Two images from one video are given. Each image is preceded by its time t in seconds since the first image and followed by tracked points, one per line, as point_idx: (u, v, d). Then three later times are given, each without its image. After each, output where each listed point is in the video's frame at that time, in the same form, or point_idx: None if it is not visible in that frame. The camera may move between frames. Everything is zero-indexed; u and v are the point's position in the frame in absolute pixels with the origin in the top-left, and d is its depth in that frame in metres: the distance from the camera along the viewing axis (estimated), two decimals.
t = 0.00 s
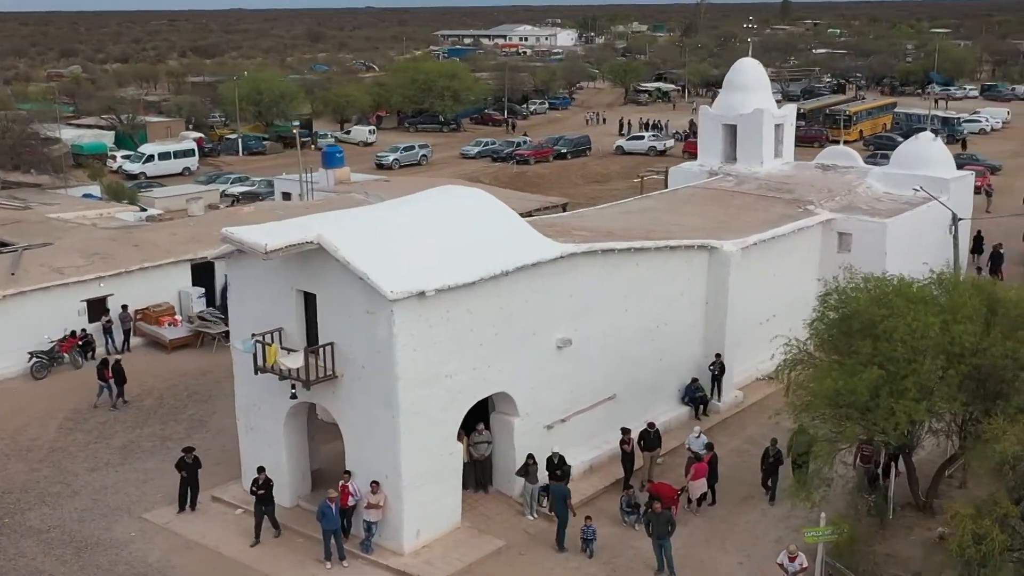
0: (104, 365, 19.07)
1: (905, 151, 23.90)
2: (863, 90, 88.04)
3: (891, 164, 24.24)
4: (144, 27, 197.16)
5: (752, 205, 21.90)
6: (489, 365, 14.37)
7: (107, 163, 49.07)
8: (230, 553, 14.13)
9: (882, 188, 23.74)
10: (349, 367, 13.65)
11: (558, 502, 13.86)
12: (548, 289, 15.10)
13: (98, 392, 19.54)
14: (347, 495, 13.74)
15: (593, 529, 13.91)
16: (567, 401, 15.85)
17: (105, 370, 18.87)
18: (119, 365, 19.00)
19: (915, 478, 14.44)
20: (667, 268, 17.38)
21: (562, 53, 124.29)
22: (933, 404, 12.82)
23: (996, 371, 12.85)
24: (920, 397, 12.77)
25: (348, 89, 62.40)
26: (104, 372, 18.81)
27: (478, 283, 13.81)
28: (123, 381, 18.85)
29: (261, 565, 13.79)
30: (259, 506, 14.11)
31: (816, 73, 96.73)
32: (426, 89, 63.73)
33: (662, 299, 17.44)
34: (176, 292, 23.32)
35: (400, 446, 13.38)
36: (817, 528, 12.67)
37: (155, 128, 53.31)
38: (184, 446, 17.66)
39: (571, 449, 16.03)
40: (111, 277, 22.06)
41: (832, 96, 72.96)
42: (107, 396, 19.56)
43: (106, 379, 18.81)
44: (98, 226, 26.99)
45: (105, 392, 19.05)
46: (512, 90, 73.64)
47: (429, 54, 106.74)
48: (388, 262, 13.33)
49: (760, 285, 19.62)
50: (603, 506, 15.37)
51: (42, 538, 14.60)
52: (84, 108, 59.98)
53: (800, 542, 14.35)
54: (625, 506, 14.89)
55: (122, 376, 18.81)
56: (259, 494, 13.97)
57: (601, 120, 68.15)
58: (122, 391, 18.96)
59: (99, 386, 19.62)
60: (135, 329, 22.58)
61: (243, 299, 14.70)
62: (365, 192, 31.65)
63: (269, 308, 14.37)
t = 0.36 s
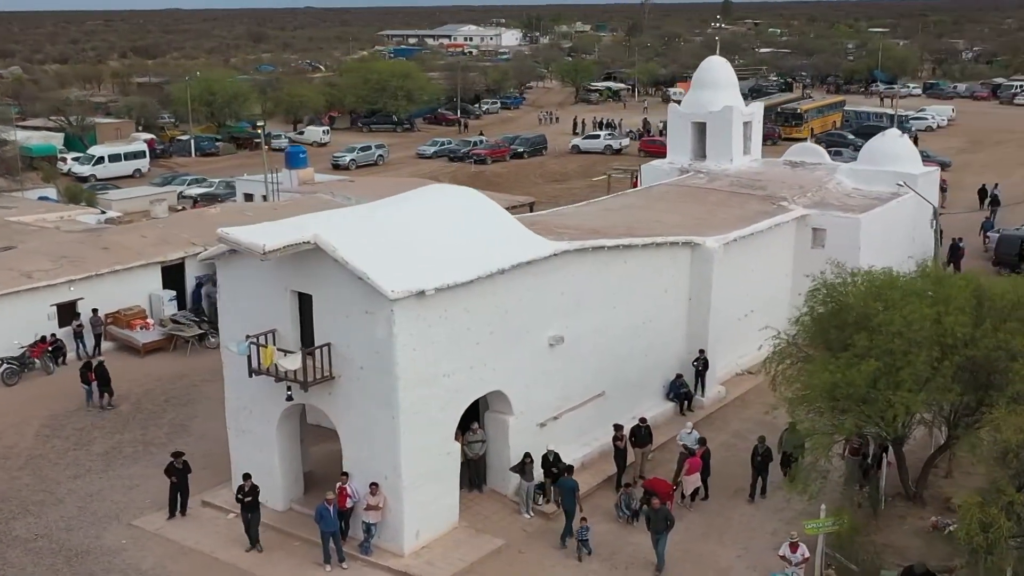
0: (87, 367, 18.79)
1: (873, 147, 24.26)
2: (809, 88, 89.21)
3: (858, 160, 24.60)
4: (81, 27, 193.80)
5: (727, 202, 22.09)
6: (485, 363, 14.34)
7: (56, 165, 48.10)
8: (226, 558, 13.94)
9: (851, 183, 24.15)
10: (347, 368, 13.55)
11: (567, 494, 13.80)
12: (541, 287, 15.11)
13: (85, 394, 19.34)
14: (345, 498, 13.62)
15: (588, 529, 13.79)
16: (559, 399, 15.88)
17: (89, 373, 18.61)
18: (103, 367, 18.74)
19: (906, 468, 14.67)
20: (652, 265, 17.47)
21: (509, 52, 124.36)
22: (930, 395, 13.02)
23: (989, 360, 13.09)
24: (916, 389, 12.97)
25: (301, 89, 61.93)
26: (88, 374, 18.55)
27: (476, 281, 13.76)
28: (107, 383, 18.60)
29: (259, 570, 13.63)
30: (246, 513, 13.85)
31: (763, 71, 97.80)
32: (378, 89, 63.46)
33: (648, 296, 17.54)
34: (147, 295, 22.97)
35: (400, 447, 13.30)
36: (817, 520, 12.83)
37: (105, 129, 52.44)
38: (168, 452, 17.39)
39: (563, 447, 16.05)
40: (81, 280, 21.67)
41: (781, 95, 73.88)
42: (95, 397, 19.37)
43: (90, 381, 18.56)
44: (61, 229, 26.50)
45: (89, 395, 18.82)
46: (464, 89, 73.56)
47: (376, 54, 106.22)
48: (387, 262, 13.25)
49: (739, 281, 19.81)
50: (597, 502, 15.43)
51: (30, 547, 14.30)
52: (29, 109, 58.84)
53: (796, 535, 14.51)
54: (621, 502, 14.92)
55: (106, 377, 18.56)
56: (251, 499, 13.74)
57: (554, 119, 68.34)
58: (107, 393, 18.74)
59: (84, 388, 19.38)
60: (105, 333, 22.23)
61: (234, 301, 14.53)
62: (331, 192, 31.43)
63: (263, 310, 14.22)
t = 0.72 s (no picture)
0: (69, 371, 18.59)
1: (839, 143, 24.57)
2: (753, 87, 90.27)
3: (824, 157, 24.92)
4: (11, 27, 189.57)
5: (700, 199, 22.26)
6: (481, 363, 14.30)
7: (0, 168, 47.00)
8: (223, 565, 13.74)
9: (819, 181, 24.45)
10: (346, 370, 13.44)
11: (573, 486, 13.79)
12: (534, 285, 15.10)
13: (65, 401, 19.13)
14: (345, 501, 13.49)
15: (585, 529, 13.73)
16: (551, 398, 15.89)
17: (71, 377, 18.41)
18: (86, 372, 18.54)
19: (895, 460, 14.91)
20: (637, 262, 17.54)
21: (452, 52, 124.10)
22: (926, 386, 13.20)
23: (982, 351, 13.30)
24: (912, 380, 13.14)
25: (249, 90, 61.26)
26: (71, 379, 18.35)
27: (474, 281, 13.70)
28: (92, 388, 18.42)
29: None
30: (236, 526, 13.53)
31: (708, 70, 98.75)
32: (328, 90, 63.00)
33: (633, 293, 17.60)
34: (115, 300, 22.58)
35: (401, 449, 13.21)
36: (816, 512, 12.98)
37: (50, 131, 51.37)
38: (150, 458, 17.07)
39: (555, 446, 16.07)
40: (49, 285, 21.23)
41: (727, 94, 74.68)
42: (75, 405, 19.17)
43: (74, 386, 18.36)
44: (20, 233, 25.93)
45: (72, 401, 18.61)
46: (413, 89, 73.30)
47: (320, 54, 105.41)
48: (385, 262, 13.15)
49: (717, 278, 19.98)
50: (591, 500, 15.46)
51: (17, 559, 13.95)
52: None
53: (792, 528, 14.65)
54: (615, 500, 14.95)
55: (90, 381, 18.39)
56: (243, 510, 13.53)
57: (504, 119, 68.34)
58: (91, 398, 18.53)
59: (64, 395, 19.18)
60: (74, 339, 21.78)
61: (227, 303, 14.34)
62: (294, 194, 31.12)
63: (257, 313, 14.05)
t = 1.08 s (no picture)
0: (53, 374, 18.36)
1: (808, 141, 24.80)
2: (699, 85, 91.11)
3: (794, 154, 25.18)
4: None
5: (676, 197, 22.47)
6: (479, 362, 14.27)
7: None
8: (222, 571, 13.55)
9: (788, 177, 24.76)
10: (346, 371, 13.32)
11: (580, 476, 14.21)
12: (528, 284, 15.07)
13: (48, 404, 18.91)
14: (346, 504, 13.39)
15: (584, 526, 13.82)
16: (544, 396, 15.90)
17: (55, 380, 18.18)
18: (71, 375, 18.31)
19: (885, 452, 15.12)
20: (622, 260, 17.59)
21: (397, 51, 123.53)
22: (921, 379, 13.40)
23: (974, 343, 13.51)
24: (908, 373, 13.33)
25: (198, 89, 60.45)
26: (55, 382, 18.14)
27: (473, 280, 13.65)
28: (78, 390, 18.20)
29: None
30: (231, 537, 13.23)
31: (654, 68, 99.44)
32: (278, 89, 62.40)
33: (619, 290, 17.66)
34: (85, 304, 22.17)
35: (404, 449, 13.13)
36: (817, 504, 13.16)
37: None
38: (134, 465, 16.79)
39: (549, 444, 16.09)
40: (18, 290, 20.78)
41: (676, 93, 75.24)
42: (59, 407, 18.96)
43: (60, 388, 18.13)
44: None
45: (57, 404, 18.38)
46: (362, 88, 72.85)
47: (265, 53, 104.34)
48: (386, 263, 13.06)
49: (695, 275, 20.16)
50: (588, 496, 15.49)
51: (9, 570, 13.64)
52: None
53: (788, 520, 14.81)
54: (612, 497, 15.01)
55: (76, 384, 18.17)
56: (239, 520, 13.18)
57: (456, 118, 68.16)
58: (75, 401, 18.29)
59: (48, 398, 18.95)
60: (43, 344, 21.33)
61: (220, 306, 14.14)
62: (258, 194, 30.78)
63: (252, 315, 13.88)
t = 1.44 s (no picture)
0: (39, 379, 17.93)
1: (774, 139, 25.13)
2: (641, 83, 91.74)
3: (760, 151, 25.49)
4: None
5: (650, 195, 22.61)
6: (479, 362, 14.22)
7: None
8: None
9: (755, 175, 25.05)
10: (349, 374, 13.21)
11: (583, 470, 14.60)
12: (524, 283, 15.07)
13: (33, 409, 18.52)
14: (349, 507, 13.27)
15: (581, 523, 13.89)
16: (538, 395, 15.90)
17: (41, 386, 17.75)
18: (56, 381, 17.90)
19: (876, 443, 15.38)
20: (609, 258, 17.67)
21: (337, 51, 122.61)
22: (916, 370, 13.65)
23: (967, 335, 13.79)
24: (904, 365, 13.58)
25: (142, 90, 59.42)
26: (41, 387, 17.72)
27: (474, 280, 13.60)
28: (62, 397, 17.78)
29: None
30: (230, 549, 12.99)
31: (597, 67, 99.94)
32: (224, 89, 61.58)
33: (606, 288, 17.73)
34: (53, 310, 21.68)
35: (409, 451, 13.05)
36: (819, 496, 13.34)
37: None
38: (119, 473, 16.43)
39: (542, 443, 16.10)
40: None
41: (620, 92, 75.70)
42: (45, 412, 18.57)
43: (44, 395, 17.74)
44: None
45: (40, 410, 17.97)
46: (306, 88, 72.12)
47: (204, 53, 102.81)
48: (389, 264, 12.96)
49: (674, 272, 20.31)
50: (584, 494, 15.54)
51: None
52: None
53: (785, 514, 14.98)
54: (609, 494, 15.06)
55: (61, 390, 17.74)
56: (237, 533, 12.95)
57: (403, 118, 67.84)
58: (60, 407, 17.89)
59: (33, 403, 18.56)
60: (11, 351, 20.84)
61: (216, 309, 13.93)
62: (219, 196, 30.38)
63: (250, 318, 13.70)
